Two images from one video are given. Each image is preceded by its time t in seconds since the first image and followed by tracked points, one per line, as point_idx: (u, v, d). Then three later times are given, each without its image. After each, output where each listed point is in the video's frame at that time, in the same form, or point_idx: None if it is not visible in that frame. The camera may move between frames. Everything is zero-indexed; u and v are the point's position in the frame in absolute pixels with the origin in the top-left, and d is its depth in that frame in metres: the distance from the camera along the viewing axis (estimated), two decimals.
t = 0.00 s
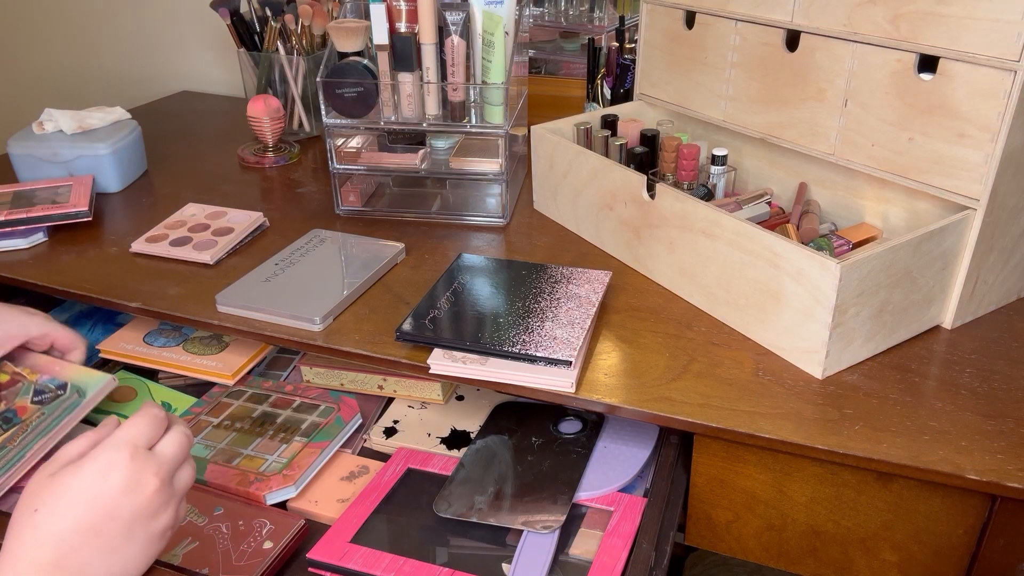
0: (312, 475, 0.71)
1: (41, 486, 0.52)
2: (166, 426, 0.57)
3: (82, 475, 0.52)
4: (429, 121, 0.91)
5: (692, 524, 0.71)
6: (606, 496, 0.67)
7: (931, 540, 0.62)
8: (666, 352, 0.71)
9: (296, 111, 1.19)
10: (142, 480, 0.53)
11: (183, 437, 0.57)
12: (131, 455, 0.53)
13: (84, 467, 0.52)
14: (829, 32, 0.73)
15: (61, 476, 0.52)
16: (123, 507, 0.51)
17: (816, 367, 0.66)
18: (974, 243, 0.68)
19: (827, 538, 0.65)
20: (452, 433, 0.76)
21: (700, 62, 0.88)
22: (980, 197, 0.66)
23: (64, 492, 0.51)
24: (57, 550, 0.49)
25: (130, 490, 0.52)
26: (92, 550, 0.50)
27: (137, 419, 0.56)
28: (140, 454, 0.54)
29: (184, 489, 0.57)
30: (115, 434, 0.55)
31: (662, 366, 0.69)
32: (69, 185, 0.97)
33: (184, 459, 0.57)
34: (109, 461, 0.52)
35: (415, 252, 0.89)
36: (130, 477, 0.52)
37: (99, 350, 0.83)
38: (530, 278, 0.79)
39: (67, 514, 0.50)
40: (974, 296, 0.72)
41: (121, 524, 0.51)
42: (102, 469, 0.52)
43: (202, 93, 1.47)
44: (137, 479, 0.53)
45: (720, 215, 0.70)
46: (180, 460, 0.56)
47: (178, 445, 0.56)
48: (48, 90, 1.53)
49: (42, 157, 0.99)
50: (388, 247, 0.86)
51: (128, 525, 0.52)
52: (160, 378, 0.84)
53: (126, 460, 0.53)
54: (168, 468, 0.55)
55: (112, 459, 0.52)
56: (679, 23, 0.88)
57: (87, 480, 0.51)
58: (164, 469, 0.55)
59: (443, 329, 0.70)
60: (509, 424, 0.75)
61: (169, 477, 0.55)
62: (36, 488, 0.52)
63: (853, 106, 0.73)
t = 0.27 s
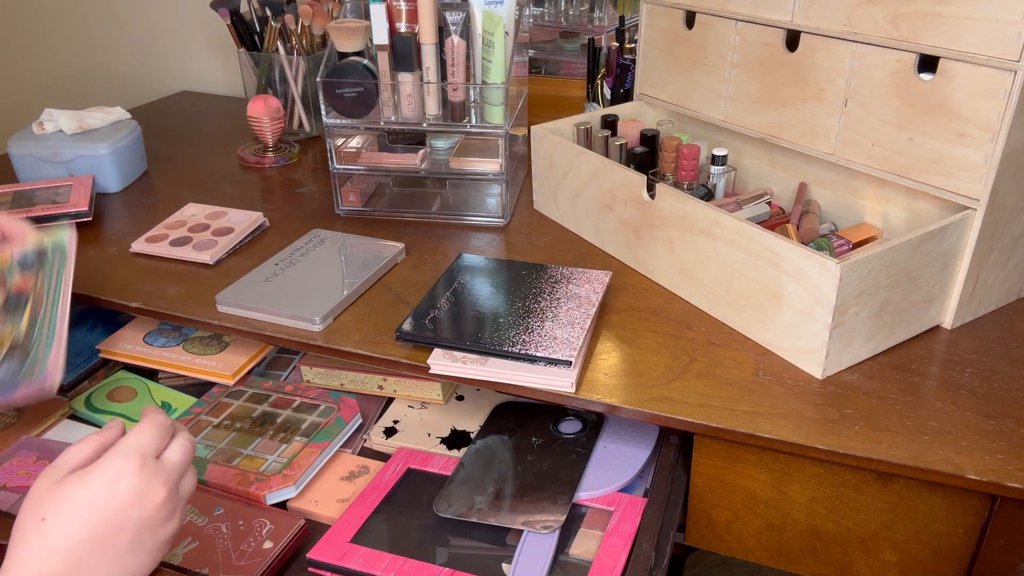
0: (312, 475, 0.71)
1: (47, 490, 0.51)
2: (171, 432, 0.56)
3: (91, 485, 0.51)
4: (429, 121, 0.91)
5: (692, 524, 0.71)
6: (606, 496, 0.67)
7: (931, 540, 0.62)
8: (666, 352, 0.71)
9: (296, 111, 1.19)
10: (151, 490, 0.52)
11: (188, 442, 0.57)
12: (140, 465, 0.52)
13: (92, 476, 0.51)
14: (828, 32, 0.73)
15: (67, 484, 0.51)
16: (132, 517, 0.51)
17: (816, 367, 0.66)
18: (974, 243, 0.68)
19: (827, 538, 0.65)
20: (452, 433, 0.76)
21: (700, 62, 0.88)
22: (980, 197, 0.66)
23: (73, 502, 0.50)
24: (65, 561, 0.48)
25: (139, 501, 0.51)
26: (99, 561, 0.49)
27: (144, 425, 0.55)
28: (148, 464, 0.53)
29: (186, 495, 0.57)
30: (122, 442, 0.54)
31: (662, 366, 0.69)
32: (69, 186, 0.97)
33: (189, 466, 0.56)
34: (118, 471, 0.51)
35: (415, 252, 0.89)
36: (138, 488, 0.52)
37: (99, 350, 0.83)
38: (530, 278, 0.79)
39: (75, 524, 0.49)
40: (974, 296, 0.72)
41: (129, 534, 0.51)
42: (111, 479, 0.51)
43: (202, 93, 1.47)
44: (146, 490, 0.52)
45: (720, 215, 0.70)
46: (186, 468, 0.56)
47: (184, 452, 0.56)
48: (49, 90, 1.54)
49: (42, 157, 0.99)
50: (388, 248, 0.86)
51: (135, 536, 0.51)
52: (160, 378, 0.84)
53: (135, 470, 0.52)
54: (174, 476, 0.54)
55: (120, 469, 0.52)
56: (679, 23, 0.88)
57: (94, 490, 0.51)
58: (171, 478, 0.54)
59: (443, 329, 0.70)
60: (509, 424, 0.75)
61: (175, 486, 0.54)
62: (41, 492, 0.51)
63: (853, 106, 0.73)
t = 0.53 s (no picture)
0: (312, 475, 0.71)
1: (52, 489, 0.51)
2: (175, 434, 0.56)
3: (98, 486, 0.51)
4: (429, 121, 0.91)
5: (692, 524, 0.71)
6: (606, 495, 0.67)
7: (931, 540, 0.62)
8: (666, 352, 0.71)
9: (296, 111, 1.19)
10: (158, 492, 0.52)
11: (192, 444, 0.57)
12: (148, 467, 0.52)
13: (99, 478, 0.51)
14: (829, 32, 0.73)
15: (74, 484, 0.51)
16: (138, 519, 0.51)
17: (816, 367, 0.66)
18: (973, 243, 0.68)
19: (827, 538, 0.65)
20: (452, 433, 0.76)
21: (700, 62, 0.88)
22: (980, 197, 0.66)
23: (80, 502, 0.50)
24: (71, 562, 0.48)
25: (146, 503, 0.51)
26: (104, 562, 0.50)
27: (150, 426, 0.55)
28: (156, 465, 0.53)
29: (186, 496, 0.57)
30: (128, 442, 0.53)
31: (662, 366, 0.69)
32: (69, 186, 0.97)
33: (192, 468, 0.56)
34: (126, 473, 0.51)
35: (415, 252, 0.89)
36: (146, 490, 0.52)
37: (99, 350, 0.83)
38: (530, 278, 0.79)
39: (82, 525, 0.49)
40: (974, 296, 0.72)
41: (135, 536, 0.51)
42: (118, 481, 0.51)
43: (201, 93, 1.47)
44: (153, 492, 0.52)
45: (720, 215, 0.70)
46: (189, 470, 0.56)
47: (188, 454, 0.56)
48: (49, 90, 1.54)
49: (42, 157, 0.99)
50: (388, 248, 0.86)
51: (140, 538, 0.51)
52: (160, 378, 0.84)
53: (144, 472, 0.52)
54: (179, 478, 0.54)
55: (128, 470, 0.51)
56: (679, 23, 0.88)
57: (102, 491, 0.50)
58: (176, 480, 0.54)
59: (443, 329, 0.70)
60: (508, 424, 0.75)
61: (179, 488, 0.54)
62: (45, 490, 0.51)
63: (853, 106, 0.73)
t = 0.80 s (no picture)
0: (312, 475, 0.71)
1: (51, 487, 0.51)
2: (174, 433, 0.56)
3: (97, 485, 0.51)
4: (429, 121, 0.91)
5: (692, 524, 0.71)
6: (606, 496, 0.67)
7: (931, 540, 0.62)
8: (666, 352, 0.71)
9: (296, 111, 1.19)
10: (158, 490, 0.52)
11: (191, 444, 0.57)
12: (148, 466, 0.52)
13: (98, 476, 0.51)
14: (829, 32, 0.73)
15: (74, 482, 0.51)
16: (138, 518, 0.51)
17: (816, 367, 0.66)
18: (973, 243, 0.68)
19: (828, 538, 0.65)
20: (453, 433, 0.76)
21: (700, 62, 0.88)
22: (980, 197, 0.66)
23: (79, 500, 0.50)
24: (71, 560, 0.48)
25: (146, 501, 0.51)
26: (104, 560, 0.50)
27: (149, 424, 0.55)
28: (155, 464, 0.53)
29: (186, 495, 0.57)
30: (127, 441, 0.53)
31: (662, 366, 0.69)
32: (69, 185, 0.97)
33: (191, 467, 0.56)
34: (126, 471, 0.51)
35: (415, 252, 0.89)
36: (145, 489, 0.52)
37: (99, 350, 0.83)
38: (530, 278, 0.79)
39: (81, 523, 0.49)
40: (974, 296, 0.72)
41: (134, 534, 0.51)
42: (118, 479, 0.51)
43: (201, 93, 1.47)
44: (153, 491, 0.52)
45: (720, 215, 0.71)
46: (188, 469, 0.56)
47: (187, 454, 0.56)
48: (50, 90, 1.54)
49: (42, 157, 0.99)
50: (388, 248, 0.86)
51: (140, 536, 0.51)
52: (160, 378, 0.84)
53: (143, 471, 0.52)
54: (178, 477, 0.54)
55: (128, 469, 0.51)
56: (679, 23, 0.88)
57: (102, 489, 0.50)
58: (176, 479, 0.54)
59: (443, 329, 0.70)
60: (509, 424, 0.75)
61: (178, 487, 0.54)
62: (45, 488, 0.51)
63: (853, 106, 0.73)
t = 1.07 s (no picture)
0: (312, 475, 0.71)
1: (52, 486, 0.51)
2: (175, 432, 0.56)
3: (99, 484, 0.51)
4: (429, 121, 0.91)
5: (692, 524, 0.71)
6: (606, 496, 0.67)
7: (930, 540, 0.62)
8: (666, 352, 0.71)
9: (296, 111, 1.19)
10: (159, 489, 0.52)
11: (192, 444, 0.57)
12: (149, 465, 0.52)
13: (99, 476, 0.51)
14: (829, 32, 0.73)
15: (74, 482, 0.51)
16: (138, 517, 0.51)
17: (816, 367, 0.66)
18: (973, 243, 0.68)
19: (828, 538, 0.65)
20: (453, 433, 0.76)
21: (700, 62, 0.88)
22: (980, 197, 0.66)
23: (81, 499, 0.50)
24: (71, 559, 0.48)
25: (147, 501, 0.51)
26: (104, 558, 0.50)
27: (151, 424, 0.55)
28: (156, 464, 0.53)
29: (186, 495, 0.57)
30: (128, 441, 0.53)
31: (662, 366, 0.69)
32: (69, 185, 0.97)
33: (192, 467, 0.56)
34: (127, 471, 0.51)
35: (415, 252, 0.89)
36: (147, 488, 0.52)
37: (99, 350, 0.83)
38: (530, 278, 0.79)
39: (82, 522, 0.49)
40: (974, 296, 0.72)
41: (135, 534, 0.51)
42: (119, 479, 0.51)
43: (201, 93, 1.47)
44: (154, 490, 0.52)
45: (720, 215, 0.71)
46: (189, 469, 0.56)
47: (188, 454, 0.56)
48: (50, 90, 1.54)
49: (43, 158, 0.99)
50: (388, 247, 0.86)
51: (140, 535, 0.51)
52: (160, 378, 0.84)
53: (144, 470, 0.52)
54: (179, 477, 0.54)
55: (129, 469, 0.51)
56: (679, 23, 0.88)
57: (103, 488, 0.50)
58: (177, 478, 0.54)
59: (443, 329, 0.70)
60: (509, 424, 0.75)
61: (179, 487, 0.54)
62: (45, 488, 0.51)
63: (853, 106, 0.73)
